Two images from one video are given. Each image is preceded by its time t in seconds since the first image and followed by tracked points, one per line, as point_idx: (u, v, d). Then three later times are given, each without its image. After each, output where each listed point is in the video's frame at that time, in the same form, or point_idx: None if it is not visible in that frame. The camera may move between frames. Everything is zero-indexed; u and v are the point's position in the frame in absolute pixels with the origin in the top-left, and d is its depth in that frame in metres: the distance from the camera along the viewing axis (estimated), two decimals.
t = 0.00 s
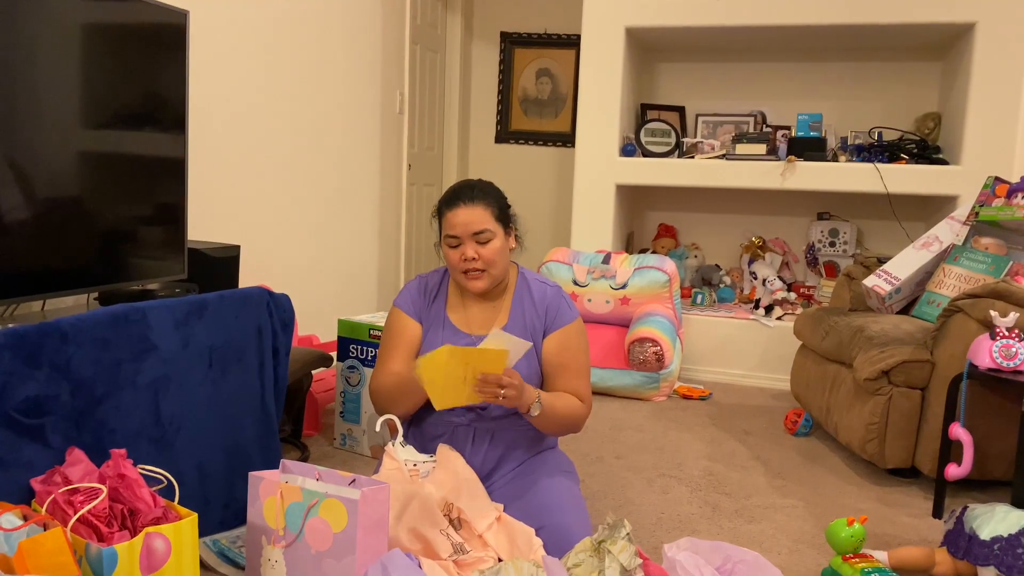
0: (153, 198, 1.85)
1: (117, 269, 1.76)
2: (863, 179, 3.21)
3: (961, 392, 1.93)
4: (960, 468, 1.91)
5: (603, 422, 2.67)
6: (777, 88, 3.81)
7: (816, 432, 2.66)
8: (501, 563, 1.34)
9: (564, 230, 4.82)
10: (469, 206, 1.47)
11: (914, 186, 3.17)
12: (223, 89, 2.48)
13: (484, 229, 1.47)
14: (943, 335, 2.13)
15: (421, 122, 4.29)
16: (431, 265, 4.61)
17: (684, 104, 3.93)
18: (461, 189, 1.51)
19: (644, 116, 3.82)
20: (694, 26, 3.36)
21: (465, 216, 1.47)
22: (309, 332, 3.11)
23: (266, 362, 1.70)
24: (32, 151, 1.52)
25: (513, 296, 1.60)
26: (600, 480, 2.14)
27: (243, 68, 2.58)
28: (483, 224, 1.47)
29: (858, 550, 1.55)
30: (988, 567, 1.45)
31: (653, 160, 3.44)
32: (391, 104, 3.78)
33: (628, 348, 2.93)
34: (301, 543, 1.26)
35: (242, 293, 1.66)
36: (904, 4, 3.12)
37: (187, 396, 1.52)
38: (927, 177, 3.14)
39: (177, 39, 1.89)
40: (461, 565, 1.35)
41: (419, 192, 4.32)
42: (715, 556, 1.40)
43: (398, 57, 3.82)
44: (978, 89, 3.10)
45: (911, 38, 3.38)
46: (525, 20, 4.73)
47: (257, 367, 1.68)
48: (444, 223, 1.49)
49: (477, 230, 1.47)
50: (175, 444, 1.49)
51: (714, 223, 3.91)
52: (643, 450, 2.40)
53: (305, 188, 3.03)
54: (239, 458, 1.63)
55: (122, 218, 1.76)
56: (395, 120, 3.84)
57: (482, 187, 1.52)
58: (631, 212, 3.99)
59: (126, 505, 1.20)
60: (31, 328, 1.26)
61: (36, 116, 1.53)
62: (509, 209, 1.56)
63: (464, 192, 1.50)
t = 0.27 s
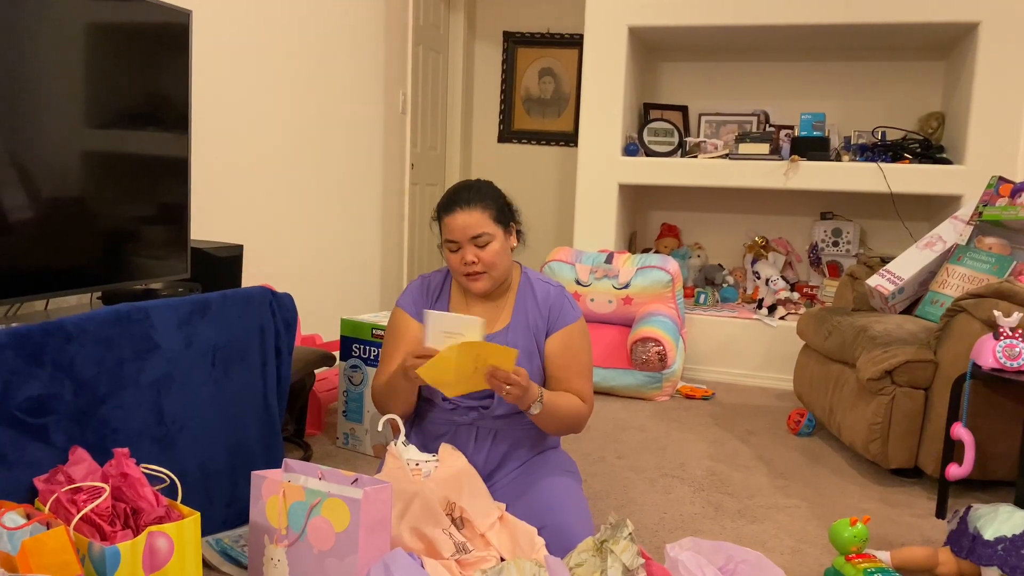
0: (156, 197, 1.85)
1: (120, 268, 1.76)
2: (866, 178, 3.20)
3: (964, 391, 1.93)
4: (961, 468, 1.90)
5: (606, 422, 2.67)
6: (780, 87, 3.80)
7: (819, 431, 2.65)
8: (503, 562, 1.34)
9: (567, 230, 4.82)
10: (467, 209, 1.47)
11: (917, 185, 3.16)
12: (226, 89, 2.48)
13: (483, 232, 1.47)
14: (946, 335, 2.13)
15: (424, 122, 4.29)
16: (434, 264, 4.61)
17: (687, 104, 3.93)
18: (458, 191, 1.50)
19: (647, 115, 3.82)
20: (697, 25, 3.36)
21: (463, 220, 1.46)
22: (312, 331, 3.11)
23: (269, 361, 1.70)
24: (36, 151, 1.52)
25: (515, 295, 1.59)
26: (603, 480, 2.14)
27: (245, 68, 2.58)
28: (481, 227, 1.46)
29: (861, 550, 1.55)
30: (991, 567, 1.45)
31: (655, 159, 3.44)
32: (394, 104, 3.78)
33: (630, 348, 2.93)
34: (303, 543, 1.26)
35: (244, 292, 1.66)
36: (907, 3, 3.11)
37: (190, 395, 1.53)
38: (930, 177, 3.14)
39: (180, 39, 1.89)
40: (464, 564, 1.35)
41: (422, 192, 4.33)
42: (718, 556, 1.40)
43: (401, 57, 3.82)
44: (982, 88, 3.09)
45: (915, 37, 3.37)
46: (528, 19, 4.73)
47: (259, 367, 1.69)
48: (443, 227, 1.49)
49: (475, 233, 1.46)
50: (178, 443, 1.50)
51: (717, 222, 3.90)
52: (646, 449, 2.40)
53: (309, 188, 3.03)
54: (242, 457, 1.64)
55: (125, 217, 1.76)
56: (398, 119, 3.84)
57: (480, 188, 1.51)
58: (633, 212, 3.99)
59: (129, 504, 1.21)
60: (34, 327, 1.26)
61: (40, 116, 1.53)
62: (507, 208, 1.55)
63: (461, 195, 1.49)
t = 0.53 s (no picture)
0: (159, 198, 1.85)
1: (123, 269, 1.76)
2: (869, 178, 3.20)
3: (967, 392, 1.93)
4: (961, 468, 1.90)
5: (608, 422, 2.67)
6: (782, 87, 3.80)
7: (821, 432, 2.65)
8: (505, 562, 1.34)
9: (569, 230, 4.82)
10: (466, 211, 1.47)
11: (920, 186, 3.16)
12: (228, 90, 2.49)
13: (483, 234, 1.47)
14: (949, 336, 2.13)
15: (426, 122, 4.29)
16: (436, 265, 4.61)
17: (689, 104, 3.93)
18: (456, 194, 1.50)
19: (649, 116, 3.82)
20: (699, 26, 3.36)
21: (463, 222, 1.46)
22: (314, 332, 3.12)
23: (271, 362, 1.71)
24: (40, 152, 1.53)
25: (516, 295, 1.59)
26: (605, 480, 2.13)
27: (248, 69, 2.58)
28: (480, 229, 1.47)
29: (864, 551, 1.54)
30: (996, 569, 1.44)
31: (658, 159, 3.44)
32: (397, 105, 3.79)
33: (632, 349, 2.93)
34: (306, 543, 1.26)
35: (247, 293, 1.66)
36: (910, 4, 3.11)
37: (193, 395, 1.53)
38: (933, 177, 3.13)
39: (182, 40, 1.89)
40: (466, 565, 1.35)
41: (424, 193, 4.33)
42: (720, 556, 1.40)
43: (403, 57, 3.82)
44: (985, 89, 3.08)
45: (917, 37, 3.37)
46: (530, 19, 4.73)
47: (262, 367, 1.69)
48: (442, 230, 1.49)
49: (475, 235, 1.46)
50: (180, 444, 1.50)
51: (719, 223, 3.90)
52: (648, 450, 2.40)
53: (311, 189, 3.04)
54: (244, 458, 1.64)
55: (128, 218, 1.77)
56: (400, 120, 3.84)
57: (478, 190, 1.51)
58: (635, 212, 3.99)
59: (131, 504, 1.21)
60: (37, 328, 1.26)
61: (44, 118, 1.53)
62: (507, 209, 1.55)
63: (460, 197, 1.49)
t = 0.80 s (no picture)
0: (162, 199, 1.86)
1: (126, 270, 1.77)
2: (872, 179, 3.19)
3: (970, 393, 1.93)
4: (967, 470, 1.89)
5: (611, 423, 2.67)
6: (785, 87, 3.79)
7: (825, 433, 2.65)
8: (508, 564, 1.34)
9: (571, 231, 4.82)
10: (464, 214, 1.47)
11: (923, 186, 3.15)
12: (231, 91, 2.49)
13: (481, 237, 1.47)
14: (952, 336, 2.12)
15: (428, 123, 4.29)
16: (438, 266, 4.62)
17: (692, 105, 3.92)
18: (454, 197, 1.50)
19: (652, 117, 3.81)
20: (701, 26, 3.36)
21: (462, 225, 1.46)
22: (317, 333, 3.12)
23: (274, 363, 1.71)
24: (43, 154, 1.53)
25: (518, 296, 1.59)
26: (608, 481, 2.13)
27: (250, 71, 2.59)
28: (479, 232, 1.47)
29: (867, 552, 1.54)
30: (999, 570, 1.44)
31: (660, 160, 3.44)
32: (399, 106, 3.79)
33: (635, 349, 2.93)
34: (309, 544, 1.26)
35: (250, 294, 1.67)
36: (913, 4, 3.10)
37: (196, 397, 1.53)
38: (936, 177, 3.13)
39: (185, 42, 1.89)
40: (469, 566, 1.35)
41: (427, 194, 4.33)
42: (723, 557, 1.40)
43: (406, 58, 3.82)
44: (988, 88, 3.08)
45: (920, 37, 3.36)
46: (532, 20, 4.73)
47: (264, 369, 1.69)
48: (441, 233, 1.49)
49: (474, 238, 1.47)
50: (184, 445, 1.50)
51: (722, 223, 3.90)
52: (652, 451, 2.40)
53: (314, 190, 3.04)
54: (247, 459, 1.64)
55: (131, 219, 1.77)
56: (403, 121, 3.85)
57: (476, 192, 1.51)
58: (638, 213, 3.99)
59: (135, 506, 1.21)
60: (41, 330, 1.27)
61: (47, 120, 1.54)
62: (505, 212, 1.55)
63: (457, 200, 1.49)
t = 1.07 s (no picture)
0: (163, 202, 1.86)
1: (129, 273, 1.77)
2: (874, 179, 3.19)
3: (973, 394, 1.93)
4: (971, 471, 1.90)
5: (613, 425, 2.67)
6: (786, 89, 3.79)
7: (827, 434, 2.64)
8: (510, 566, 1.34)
9: (572, 232, 4.82)
10: (464, 215, 1.47)
11: (925, 187, 3.15)
12: (233, 94, 2.50)
13: (482, 237, 1.47)
14: (954, 337, 2.12)
15: (430, 125, 4.30)
16: (440, 267, 4.62)
17: (692, 106, 3.93)
18: (453, 198, 1.51)
19: (653, 118, 3.82)
20: (702, 27, 3.36)
21: (462, 226, 1.47)
22: (319, 335, 3.12)
23: (276, 365, 1.71)
24: (45, 157, 1.54)
25: (518, 297, 1.60)
26: (610, 483, 2.13)
27: (252, 73, 2.59)
28: (479, 232, 1.47)
29: (869, 553, 1.54)
30: (1002, 571, 1.43)
31: (661, 161, 3.44)
32: (400, 108, 3.80)
33: (637, 351, 2.93)
34: (311, 547, 1.26)
35: (252, 297, 1.67)
36: (914, 4, 3.10)
37: (198, 399, 1.53)
38: (937, 178, 3.13)
39: (186, 45, 1.90)
40: (471, 567, 1.35)
41: (428, 196, 4.33)
42: (725, 559, 1.39)
43: (407, 60, 3.83)
44: (989, 89, 3.08)
45: (921, 38, 3.36)
46: (533, 22, 4.73)
47: (266, 371, 1.69)
48: (441, 234, 1.50)
49: (474, 238, 1.47)
50: (186, 447, 1.50)
51: (723, 225, 3.90)
52: (654, 452, 2.40)
53: (315, 192, 3.05)
54: (249, 461, 1.64)
55: (133, 222, 1.77)
56: (404, 123, 3.85)
57: (476, 194, 1.51)
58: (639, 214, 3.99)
59: (137, 508, 1.21)
60: (44, 332, 1.27)
61: (50, 123, 1.54)
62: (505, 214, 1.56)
63: (457, 201, 1.49)
